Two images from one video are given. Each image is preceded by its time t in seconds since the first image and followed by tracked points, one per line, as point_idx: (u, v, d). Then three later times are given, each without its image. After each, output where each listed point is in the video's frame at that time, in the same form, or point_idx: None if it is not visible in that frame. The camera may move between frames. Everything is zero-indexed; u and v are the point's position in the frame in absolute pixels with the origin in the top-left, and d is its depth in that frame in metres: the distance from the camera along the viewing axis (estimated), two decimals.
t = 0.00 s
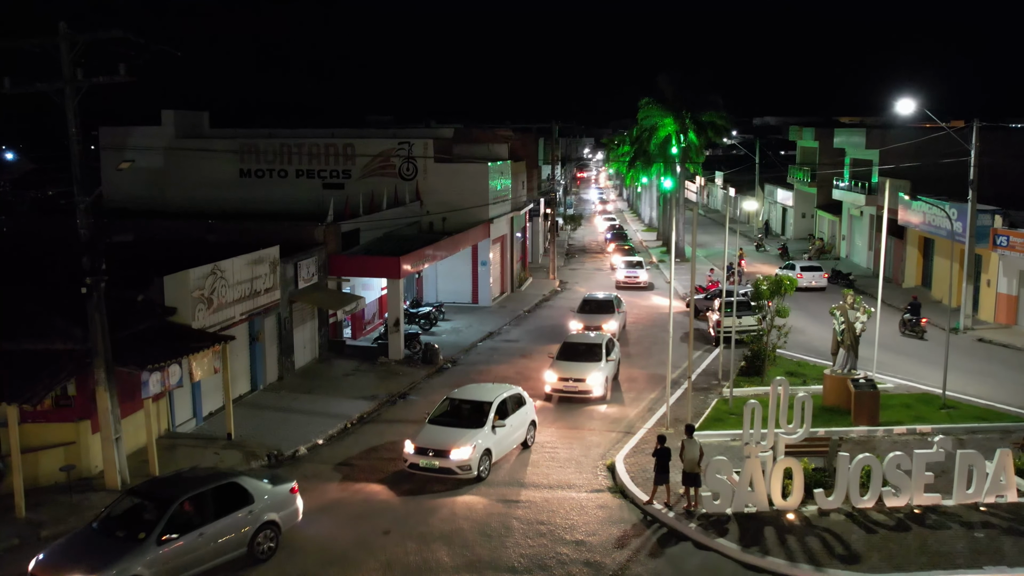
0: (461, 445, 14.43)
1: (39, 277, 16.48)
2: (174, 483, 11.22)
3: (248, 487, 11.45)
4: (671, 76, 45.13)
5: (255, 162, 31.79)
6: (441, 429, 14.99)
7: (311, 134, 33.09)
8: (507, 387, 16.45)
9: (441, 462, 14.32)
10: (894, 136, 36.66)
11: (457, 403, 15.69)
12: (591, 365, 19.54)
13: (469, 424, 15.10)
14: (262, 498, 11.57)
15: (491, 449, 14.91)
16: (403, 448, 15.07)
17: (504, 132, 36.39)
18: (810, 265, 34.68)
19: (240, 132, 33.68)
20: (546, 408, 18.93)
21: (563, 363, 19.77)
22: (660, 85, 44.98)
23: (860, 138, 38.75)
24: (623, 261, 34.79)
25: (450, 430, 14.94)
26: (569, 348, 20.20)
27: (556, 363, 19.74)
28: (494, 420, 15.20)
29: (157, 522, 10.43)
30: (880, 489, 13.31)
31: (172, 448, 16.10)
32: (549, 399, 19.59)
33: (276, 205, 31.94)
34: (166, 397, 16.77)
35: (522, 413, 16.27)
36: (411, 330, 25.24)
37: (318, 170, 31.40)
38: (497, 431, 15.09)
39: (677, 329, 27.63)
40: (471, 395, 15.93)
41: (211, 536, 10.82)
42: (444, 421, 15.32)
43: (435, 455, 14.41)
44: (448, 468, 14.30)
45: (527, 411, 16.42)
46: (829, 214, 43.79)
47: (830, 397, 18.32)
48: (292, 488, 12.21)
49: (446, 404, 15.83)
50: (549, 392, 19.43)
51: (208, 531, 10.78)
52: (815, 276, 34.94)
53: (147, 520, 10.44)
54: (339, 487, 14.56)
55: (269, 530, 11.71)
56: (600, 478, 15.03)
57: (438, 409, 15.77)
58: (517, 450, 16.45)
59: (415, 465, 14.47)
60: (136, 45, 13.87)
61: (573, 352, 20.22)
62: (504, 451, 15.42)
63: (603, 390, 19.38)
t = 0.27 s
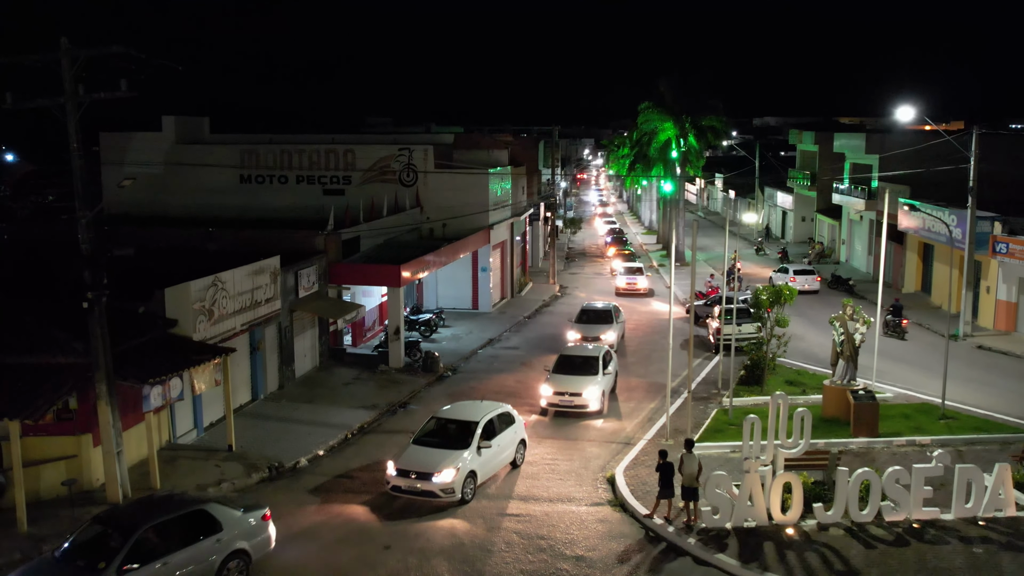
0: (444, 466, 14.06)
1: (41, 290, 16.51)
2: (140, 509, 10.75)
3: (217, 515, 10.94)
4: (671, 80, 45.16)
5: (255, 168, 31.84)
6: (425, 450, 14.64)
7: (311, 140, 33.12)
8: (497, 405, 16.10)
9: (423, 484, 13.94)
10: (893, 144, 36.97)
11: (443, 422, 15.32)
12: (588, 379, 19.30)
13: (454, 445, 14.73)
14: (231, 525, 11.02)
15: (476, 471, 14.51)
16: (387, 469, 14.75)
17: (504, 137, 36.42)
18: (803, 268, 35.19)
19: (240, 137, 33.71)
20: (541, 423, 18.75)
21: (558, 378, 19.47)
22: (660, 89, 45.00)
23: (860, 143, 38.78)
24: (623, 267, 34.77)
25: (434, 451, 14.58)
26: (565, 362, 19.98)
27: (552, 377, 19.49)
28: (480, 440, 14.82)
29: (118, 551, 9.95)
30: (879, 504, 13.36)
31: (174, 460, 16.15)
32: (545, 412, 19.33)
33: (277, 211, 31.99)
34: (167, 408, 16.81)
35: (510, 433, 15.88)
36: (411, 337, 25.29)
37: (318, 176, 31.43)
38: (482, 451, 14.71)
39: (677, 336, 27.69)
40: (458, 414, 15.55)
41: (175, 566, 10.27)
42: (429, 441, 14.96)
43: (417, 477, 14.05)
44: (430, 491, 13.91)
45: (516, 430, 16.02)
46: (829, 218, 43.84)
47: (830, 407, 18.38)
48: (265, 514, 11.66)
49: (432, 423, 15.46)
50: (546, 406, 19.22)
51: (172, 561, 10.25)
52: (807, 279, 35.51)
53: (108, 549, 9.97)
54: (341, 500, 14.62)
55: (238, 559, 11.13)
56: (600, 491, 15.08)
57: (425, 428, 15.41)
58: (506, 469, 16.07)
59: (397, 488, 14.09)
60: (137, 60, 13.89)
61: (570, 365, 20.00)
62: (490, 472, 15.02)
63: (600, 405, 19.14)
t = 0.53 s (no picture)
0: (425, 488, 13.65)
1: (42, 303, 16.55)
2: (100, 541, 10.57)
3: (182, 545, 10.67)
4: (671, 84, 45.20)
5: (255, 174, 31.92)
6: (406, 471, 14.22)
7: (311, 146, 33.16)
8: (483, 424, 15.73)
9: (403, 507, 13.52)
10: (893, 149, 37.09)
11: (426, 443, 14.87)
12: (583, 393, 19.12)
13: (436, 466, 14.31)
14: (195, 556, 10.69)
15: (458, 493, 14.12)
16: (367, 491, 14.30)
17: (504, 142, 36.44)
18: (795, 272, 35.83)
19: (240, 143, 33.76)
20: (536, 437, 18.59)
21: (554, 392, 19.26)
22: (660, 93, 45.03)
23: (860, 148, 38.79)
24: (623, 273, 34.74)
25: (416, 472, 14.17)
26: (561, 375, 19.80)
27: (547, 391, 19.30)
28: (463, 461, 14.40)
29: None
30: (877, 519, 13.40)
31: (175, 472, 16.19)
32: (540, 427, 19.19)
33: (277, 217, 32.05)
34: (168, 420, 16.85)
35: (496, 453, 15.47)
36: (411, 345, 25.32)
37: (319, 182, 31.46)
38: (465, 473, 14.30)
39: (677, 343, 27.73)
40: (442, 434, 15.12)
41: None
42: (411, 461, 14.54)
43: (397, 499, 13.61)
44: (410, 514, 13.50)
45: (502, 451, 15.60)
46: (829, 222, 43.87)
47: (829, 418, 18.39)
48: (233, 545, 11.31)
49: (415, 443, 15.02)
50: (541, 422, 19.08)
51: None
52: (800, 282, 36.16)
53: None
54: (341, 515, 14.65)
55: None
56: (599, 504, 15.12)
57: (408, 448, 14.99)
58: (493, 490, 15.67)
59: (377, 511, 13.67)
60: (137, 75, 13.92)
61: (565, 379, 19.78)
62: (472, 494, 14.60)
63: (595, 420, 18.97)
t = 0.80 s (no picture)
0: (402, 513, 13.20)
1: (43, 316, 16.59)
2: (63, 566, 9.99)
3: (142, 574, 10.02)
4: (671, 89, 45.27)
5: (255, 180, 32.01)
6: (385, 494, 13.77)
7: (312, 152, 33.21)
8: (468, 443, 15.30)
9: (379, 532, 13.08)
10: (893, 155, 37.30)
11: (407, 464, 14.43)
12: (578, 408, 18.86)
13: (415, 489, 13.84)
14: None
15: (437, 518, 13.64)
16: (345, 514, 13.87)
17: (504, 148, 36.50)
18: (788, 275, 36.46)
19: (240, 149, 33.84)
20: (530, 453, 18.29)
21: (548, 406, 19.00)
22: (660, 97, 45.08)
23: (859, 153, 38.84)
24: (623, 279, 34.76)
25: (395, 495, 13.72)
26: (556, 390, 19.58)
27: (541, 405, 19.02)
28: (443, 484, 13.92)
29: None
30: (875, 533, 13.42)
31: (175, 484, 16.24)
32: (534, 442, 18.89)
33: (277, 223, 32.12)
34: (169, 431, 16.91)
35: (480, 474, 15.02)
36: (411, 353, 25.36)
37: (319, 188, 31.53)
38: (444, 496, 13.82)
39: (676, 350, 27.79)
40: (424, 454, 14.67)
41: None
42: (391, 483, 14.07)
43: (373, 524, 13.18)
44: (386, 539, 13.04)
45: (487, 471, 15.13)
46: (829, 226, 43.94)
47: (827, 429, 18.45)
48: None
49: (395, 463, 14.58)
50: (535, 436, 18.77)
51: None
52: (793, 285, 36.74)
53: None
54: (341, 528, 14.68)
55: None
56: (598, 517, 15.17)
57: (388, 469, 14.50)
58: (478, 512, 15.22)
59: (352, 535, 13.25)
60: (137, 91, 13.96)
61: (559, 393, 19.54)
62: (453, 518, 14.13)
63: (591, 435, 18.67)
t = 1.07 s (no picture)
0: (377, 541, 12.76)
1: (43, 328, 16.64)
2: None
3: None
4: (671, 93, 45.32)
5: (255, 186, 31.98)
6: (361, 520, 13.38)
7: (311, 158, 33.22)
8: (449, 464, 14.90)
9: (352, 560, 12.66)
10: (893, 161, 37.37)
11: (385, 487, 14.02)
12: (572, 424, 18.52)
13: (393, 515, 13.42)
14: None
15: (414, 545, 13.19)
16: (320, 540, 13.46)
17: (504, 153, 36.54)
18: (782, 277, 37.11)
19: (240, 155, 33.87)
20: (524, 471, 17.98)
21: (541, 421, 18.71)
22: (660, 101, 45.13)
23: (859, 158, 38.89)
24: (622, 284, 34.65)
25: (371, 521, 13.30)
26: (550, 405, 19.25)
27: (535, 420, 18.75)
28: (421, 510, 13.46)
29: None
30: (873, 547, 13.45)
31: (176, 496, 16.28)
32: (528, 458, 18.60)
33: (277, 229, 32.14)
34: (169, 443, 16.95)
35: (462, 498, 14.52)
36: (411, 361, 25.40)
37: (318, 194, 31.55)
38: (422, 523, 13.35)
39: (676, 356, 27.85)
40: (404, 477, 14.23)
41: None
42: (368, 508, 13.67)
43: (347, 551, 12.77)
44: (360, 568, 12.60)
45: (470, 494, 14.67)
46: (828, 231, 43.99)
47: (825, 440, 18.50)
48: None
49: (375, 487, 14.18)
50: (528, 452, 18.48)
51: None
52: (786, 288, 37.39)
53: None
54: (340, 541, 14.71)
55: None
56: (598, 530, 15.22)
57: (367, 493, 14.13)
58: (460, 536, 14.76)
59: (326, 563, 12.86)
60: (138, 105, 13.99)
61: (555, 407, 19.28)
62: (433, 544, 13.67)
63: (585, 452, 18.32)
